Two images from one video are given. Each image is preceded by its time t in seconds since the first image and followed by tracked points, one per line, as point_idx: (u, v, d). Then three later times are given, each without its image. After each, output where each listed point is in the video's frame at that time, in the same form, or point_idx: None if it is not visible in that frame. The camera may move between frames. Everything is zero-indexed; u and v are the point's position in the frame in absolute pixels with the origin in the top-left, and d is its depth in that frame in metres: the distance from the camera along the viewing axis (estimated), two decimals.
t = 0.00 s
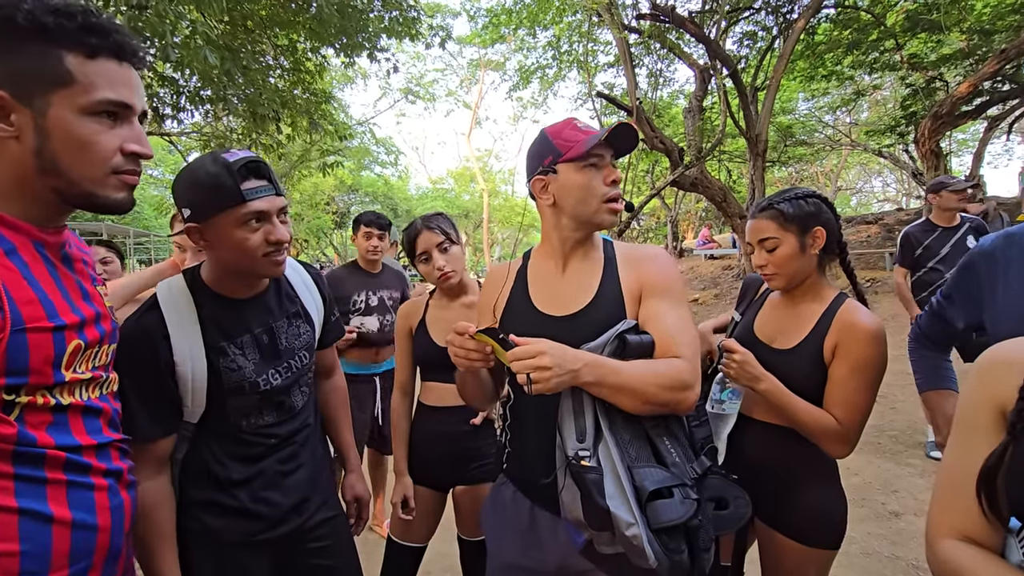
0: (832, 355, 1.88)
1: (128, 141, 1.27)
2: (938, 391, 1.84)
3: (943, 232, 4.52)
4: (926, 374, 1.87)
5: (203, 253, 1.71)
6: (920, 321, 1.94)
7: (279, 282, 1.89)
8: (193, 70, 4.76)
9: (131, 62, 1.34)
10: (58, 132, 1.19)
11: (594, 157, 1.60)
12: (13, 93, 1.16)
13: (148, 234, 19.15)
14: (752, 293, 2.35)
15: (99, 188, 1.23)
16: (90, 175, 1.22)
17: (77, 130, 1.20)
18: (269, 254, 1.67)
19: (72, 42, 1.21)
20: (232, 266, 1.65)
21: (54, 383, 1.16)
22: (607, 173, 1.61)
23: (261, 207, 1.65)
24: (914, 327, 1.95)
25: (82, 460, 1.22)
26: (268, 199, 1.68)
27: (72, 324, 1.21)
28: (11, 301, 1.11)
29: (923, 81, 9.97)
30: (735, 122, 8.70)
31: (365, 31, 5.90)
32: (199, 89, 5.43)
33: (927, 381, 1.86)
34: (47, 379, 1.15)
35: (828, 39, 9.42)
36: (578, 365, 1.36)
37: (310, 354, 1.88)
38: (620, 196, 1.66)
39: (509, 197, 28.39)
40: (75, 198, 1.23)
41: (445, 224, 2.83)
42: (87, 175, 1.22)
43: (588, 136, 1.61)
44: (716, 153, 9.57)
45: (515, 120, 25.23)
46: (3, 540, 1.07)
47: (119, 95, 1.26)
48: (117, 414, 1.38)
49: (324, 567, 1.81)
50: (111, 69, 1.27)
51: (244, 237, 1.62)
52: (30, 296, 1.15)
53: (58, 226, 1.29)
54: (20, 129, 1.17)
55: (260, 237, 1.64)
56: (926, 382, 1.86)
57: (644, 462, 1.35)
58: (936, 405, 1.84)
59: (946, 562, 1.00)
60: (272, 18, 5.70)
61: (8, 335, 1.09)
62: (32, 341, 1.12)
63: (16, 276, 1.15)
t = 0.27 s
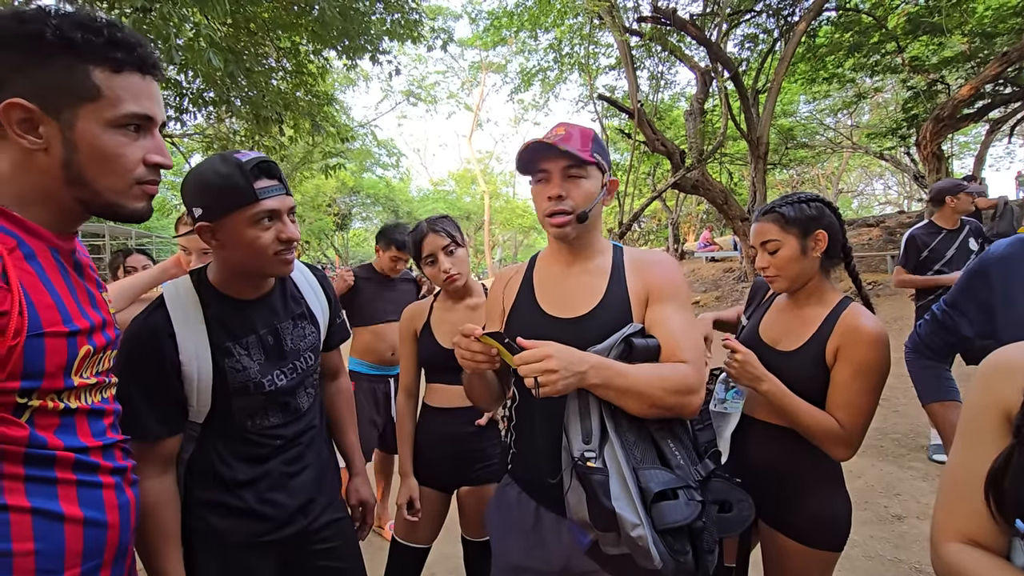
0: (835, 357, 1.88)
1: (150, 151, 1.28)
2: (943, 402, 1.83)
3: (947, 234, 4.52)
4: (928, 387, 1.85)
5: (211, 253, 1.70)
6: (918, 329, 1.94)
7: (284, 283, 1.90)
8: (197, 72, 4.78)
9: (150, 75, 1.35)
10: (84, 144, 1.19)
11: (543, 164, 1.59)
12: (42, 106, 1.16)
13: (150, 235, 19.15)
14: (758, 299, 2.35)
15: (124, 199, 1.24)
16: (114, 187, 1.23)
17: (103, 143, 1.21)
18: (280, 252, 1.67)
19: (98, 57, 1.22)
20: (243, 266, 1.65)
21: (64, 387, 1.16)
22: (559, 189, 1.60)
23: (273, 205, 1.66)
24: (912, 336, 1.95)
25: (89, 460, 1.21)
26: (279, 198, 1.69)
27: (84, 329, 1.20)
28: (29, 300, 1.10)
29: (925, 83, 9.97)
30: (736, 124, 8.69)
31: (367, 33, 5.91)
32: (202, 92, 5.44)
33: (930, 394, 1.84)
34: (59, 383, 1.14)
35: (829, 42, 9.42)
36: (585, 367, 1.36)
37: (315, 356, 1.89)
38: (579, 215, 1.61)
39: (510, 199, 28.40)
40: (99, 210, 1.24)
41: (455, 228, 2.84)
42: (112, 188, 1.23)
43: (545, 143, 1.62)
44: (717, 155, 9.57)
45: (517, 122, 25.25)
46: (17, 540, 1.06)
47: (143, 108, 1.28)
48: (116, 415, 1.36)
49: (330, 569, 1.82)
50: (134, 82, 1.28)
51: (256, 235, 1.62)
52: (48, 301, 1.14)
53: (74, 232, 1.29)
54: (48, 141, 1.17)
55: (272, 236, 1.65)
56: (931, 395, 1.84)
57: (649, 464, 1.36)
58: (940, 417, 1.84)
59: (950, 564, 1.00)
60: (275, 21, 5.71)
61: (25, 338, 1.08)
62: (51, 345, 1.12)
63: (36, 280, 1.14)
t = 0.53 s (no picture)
0: (835, 357, 1.88)
1: (163, 156, 1.28)
2: (939, 412, 1.70)
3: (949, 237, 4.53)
4: (919, 397, 1.73)
5: (226, 248, 1.69)
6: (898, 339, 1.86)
7: (291, 282, 1.91)
8: (199, 74, 4.79)
9: (163, 82, 1.36)
10: (99, 148, 1.19)
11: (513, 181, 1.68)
12: (60, 109, 1.16)
13: (151, 236, 19.16)
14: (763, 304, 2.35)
15: (135, 203, 1.25)
16: (126, 190, 1.23)
17: (118, 147, 1.21)
18: (299, 246, 1.71)
19: (117, 64, 1.23)
20: (263, 259, 1.67)
21: (84, 384, 1.15)
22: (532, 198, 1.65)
23: (293, 200, 1.71)
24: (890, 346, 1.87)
25: (105, 458, 1.19)
26: (297, 193, 1.73)
27: (99, 326, 1.19)
28: (57, 300, 1.10)
29: (926, 85, 9.98)
30: (737, 126, 8.70)
31: (369, 35, 5.92)
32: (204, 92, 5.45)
33: (923, 403, 1.72)
34: (81, 379, 1.13)
35: (830, 44, 9.43)
36: (585, 368, 1.36)
37: (320, 355, 1.89)
38: (549, 223, 1.63)
39: (510, 200, 28.41)
40: (110, 213, 1.24)
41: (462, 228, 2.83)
42: (124, 192, 1.23)
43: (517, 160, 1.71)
44: (718, 156, 9.57)
45: (517, 123, 25.26)
46: (36, 537, 1.04)
47: (157, 116, 1.29)
48: (124, 415, 1.34)
49: (335, 570, 1.82)
50: (150, 90, 1.29)
51: (278, 228, 1.65)
52: (71, 302, 1.14)
53: (80, 234, 1.28)
54: (65, 145, 1.16)
55: (292, 229, 1.68)
56: (924, 405, 1.72)
57: (648, 467, 1.36)
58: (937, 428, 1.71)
59: (953, 564, 1.01)
60: (276, 22, 5.72)
61: (51, 335, 1.08)
62: (75, 342, 1.12)
63: (64, 285, 1.15)
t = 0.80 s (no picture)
0: (835, 353, 1.88)
1: (161, 144, 1.25)
2: (940, 410, 1.65)
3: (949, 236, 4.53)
4: (921, 395, 1.68)
5: (234, 240, 1.70)
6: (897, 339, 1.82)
7: (297, 278, 1.92)
8: (199, 73, 4.78)
9: (155, 68, 1.32)
10: (95, 138, 1.15)
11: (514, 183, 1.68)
12: (54, 101, 1.13)
13: (152, 236, 19.15)
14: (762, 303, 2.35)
15: (136, 192, 1.22)
16: (127, 180, 1.20)
17: (116, 136, 1.18)
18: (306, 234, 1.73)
19: (108, 50, 1.19)
20: (272, 248, 1.68)
21: (97, 378, 1.14)
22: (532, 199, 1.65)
23: (299, 189, 1.74)
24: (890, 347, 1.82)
25: (118, 454, 1.17)
26: (303, 183, 1.77)
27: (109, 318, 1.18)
28: (72, 295, 1.09)
29: (926, 85, 9.98)
30: (738, 125, 8.68)
31: (369, 34, 5.92)
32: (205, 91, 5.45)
33: (925, 401, 1.67)
34: (95, 373, 1.12)
35: (830, 43, 9.42)
36: (582, 366, 1.37)
37: (325, 350, 1.89)
38: (548, 223, 1.64)
39: (510, 200, 28.41)
40: (112, 204, 1.21)
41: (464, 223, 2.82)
42: (123, 181, 1.20)
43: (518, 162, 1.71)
44: (718, 156, 9.57)
45: (517, 122, 25.25)
46: (51, 535, 1.02)
47: (152, 101, 1.25)
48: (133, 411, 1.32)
49: (338, 570, 1.82)
50: (142, 75, 1.25)
51: (286, 215, 1.67)
52: (84, 295, 1.13)
53: (82, 227, 1.25)
54: (61, 137, 1.13)
55: (300, 217, 1.71)
56: (926, 403, 1.67)
57: (646, 467, 1.35)
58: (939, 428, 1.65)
59: (962, 563, 1.01)
60: (277, 21, 5.71)
61: (68, 329, 1.06)
62: (89, 336, 1.11)
63: (76, 281, 1.12)
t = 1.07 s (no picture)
0: (832, 352, 1.88)
1: (154, 134, 1.24)
2: (935, 406, 1.64)
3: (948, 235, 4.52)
4: (918, 391, 1.68)
5: (235, 236, 1.71)
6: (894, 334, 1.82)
7: (296, 275, 1.92)
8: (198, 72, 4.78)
9: (143, 53, 1.29)
10: (85, 128, 1.14)
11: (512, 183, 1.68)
12: (41, 91, 1.11)
13: (150, 235, 19.11)
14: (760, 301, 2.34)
15: (132, 184, 1.21)
16: (121, 171, 1.19)
17: (109, 126, 1.16)
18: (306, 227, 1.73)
19: (93, 35, 1.17)
20: (273, 242, 1.68)
21: (97, 378, 1.13)
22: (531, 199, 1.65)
23: (295, 181, 1.74)
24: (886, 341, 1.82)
25: (120, 455, 1.17)
26: (298, 177, 1.76)
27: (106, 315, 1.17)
28: (68, 296, 1.08)
29: (926, 83, 9.98)
30: (738, 123, 8.66)
31: (368, 32, 5.91)
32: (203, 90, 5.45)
33: (922, 398, 1.67)
34: (94, 373, 1.12)
35: (830, 42, 9.41)
36: (580, 364, 1.37)
37: (324, 347, 1.89)
38: (547, 223, 1.64)
39: (510, 199, 28.39)
40: (106, 195, 1.21)
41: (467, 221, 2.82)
42: (116, 172, 1.19)
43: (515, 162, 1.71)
44: (718, 155, 9.56)
45: (517, 121, 25.22)
46: (55, 538, 1.02)
47: (142, 89, 1.24)
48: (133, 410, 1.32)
49: (335, 570, 1.81)
50: (130, 61, 1.23)
51: (284, 208, 1.67)
52: (78, 293, 1.11)
53: (77, 222, 1.24)
54: (50, 129, 1.11)
55: (299, 209, 1.70)
56: (920, 399, 1.67)
57: (644, 466, 1.35)
58: (934, 423, 1.65)
59: (963, 563, 1.01)
60: (275, 20, 5.70)
61: (66, 330, 1.06)
62: (88, 336, 1.11)
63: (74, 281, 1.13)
